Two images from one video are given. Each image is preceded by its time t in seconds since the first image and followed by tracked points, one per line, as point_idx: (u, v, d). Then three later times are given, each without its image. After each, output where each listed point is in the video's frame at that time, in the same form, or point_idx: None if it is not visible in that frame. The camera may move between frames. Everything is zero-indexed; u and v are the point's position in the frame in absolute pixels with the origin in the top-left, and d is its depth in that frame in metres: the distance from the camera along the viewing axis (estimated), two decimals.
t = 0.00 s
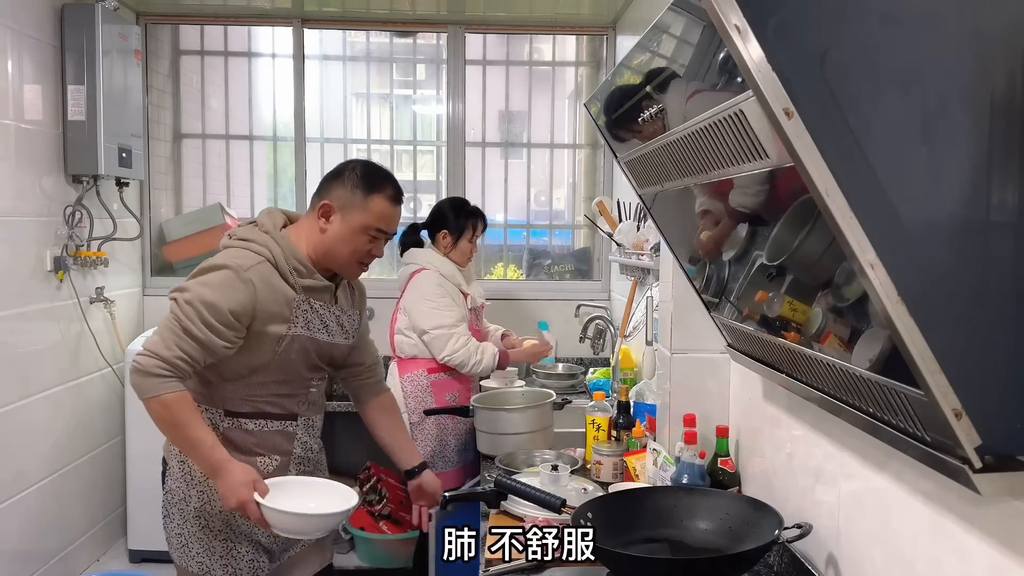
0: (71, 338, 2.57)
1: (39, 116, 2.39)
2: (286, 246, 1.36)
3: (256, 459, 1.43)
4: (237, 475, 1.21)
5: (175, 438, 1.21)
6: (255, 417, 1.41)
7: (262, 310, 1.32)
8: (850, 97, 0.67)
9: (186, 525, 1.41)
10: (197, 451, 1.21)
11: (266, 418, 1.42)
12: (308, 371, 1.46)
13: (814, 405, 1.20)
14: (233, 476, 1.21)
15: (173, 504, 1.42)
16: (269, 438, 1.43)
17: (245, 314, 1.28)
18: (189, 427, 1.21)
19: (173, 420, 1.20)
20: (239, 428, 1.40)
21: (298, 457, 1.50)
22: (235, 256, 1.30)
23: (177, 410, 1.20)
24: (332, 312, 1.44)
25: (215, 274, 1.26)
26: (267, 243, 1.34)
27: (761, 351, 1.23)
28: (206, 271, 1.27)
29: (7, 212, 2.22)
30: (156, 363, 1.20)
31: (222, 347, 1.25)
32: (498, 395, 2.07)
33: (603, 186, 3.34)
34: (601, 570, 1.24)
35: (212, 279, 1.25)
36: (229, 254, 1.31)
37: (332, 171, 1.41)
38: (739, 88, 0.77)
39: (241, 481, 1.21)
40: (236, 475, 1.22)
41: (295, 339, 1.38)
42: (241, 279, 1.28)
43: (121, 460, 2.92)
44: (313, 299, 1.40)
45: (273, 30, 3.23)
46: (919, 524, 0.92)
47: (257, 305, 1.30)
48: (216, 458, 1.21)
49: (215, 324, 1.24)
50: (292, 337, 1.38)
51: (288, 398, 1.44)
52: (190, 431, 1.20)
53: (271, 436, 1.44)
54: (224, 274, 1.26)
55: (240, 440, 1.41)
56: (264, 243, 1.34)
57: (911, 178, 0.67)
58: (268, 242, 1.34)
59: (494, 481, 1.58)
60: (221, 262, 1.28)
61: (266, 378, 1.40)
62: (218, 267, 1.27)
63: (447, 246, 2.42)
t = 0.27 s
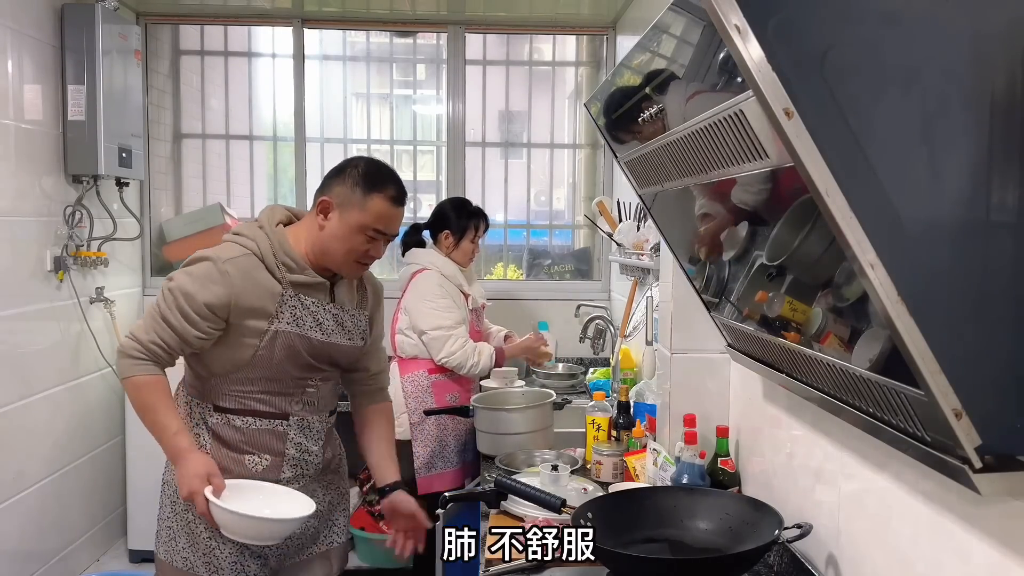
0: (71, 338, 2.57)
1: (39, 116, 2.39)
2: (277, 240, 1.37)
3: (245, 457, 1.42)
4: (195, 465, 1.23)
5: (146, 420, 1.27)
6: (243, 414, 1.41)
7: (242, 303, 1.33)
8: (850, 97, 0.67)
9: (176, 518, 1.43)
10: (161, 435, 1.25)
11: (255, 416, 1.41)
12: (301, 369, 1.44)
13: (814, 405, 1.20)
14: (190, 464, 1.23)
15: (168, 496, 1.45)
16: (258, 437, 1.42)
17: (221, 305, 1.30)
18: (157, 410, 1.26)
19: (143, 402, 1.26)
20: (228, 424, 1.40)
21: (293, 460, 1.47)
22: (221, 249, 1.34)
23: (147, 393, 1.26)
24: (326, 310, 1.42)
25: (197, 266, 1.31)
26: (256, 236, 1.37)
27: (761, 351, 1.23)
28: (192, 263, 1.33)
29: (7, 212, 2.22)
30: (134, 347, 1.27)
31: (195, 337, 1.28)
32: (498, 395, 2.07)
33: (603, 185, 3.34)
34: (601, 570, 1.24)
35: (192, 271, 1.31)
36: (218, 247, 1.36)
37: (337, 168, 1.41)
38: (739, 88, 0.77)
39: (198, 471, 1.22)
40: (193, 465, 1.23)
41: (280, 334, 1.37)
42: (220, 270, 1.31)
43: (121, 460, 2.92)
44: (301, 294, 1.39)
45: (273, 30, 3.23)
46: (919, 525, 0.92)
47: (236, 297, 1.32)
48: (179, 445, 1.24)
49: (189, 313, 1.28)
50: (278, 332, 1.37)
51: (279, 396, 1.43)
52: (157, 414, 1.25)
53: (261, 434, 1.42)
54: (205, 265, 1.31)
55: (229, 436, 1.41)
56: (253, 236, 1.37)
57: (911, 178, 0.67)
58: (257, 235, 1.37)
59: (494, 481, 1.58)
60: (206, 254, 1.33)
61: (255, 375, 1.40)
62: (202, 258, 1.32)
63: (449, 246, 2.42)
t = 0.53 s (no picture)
0: (71, 338, 2.57)
1: (39, 117, 2.39)
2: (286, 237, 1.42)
3: (224, 447, 1.46)
4: (163, 442, 1.28)
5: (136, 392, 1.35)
6: (225, 405, 1.44)
7: (232, 289, 1.37)
8: (850, 97, 0.67)
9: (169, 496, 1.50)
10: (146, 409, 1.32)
11: (236, 409, 1.44)
12: (284, 368, 1.44)
13: (814, 405, 1.20)
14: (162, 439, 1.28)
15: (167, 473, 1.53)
16: (239, 429, 1.45)
17: (212, 289, 1.35)
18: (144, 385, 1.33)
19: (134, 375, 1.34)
20: (211, 412, 1.45)
21: (272, 458, 1.48)
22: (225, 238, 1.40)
23: (141, 368, 1.34)
24: (317, 313, 1.42)
25: (199, 251, 1.38)
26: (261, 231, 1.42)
27: (761, 351, 1.23)
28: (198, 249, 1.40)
29: (7, 212, 2.22)
30: (136, 322, 1.36)
31: (186, 319, 1.34)
32: (498, 395, 2.07)
33: (603, 185, 3.34)
34: (601, 570, 1.24)
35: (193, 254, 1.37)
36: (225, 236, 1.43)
37: (356, 172, 1.39)
38: (739, 88, 0.77)
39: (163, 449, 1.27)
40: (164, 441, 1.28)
41: (262, 327, 1.40)
42: (217, 255, 1.36)
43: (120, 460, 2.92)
44: (295, 290, 1.41)
45: (273, 30, 3.23)
46: (919, 524, 0.92)
47: (229, 284, 1.37)
48: (156, 419, 1.31)
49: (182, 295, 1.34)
50: (262, 322, 1.40)
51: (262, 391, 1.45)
52: (143, 389, 1.32)
53: (240, 427, 1.45)
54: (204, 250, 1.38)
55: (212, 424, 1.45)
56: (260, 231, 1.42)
57: (911, 178, 0.67)
58: (263, 230, 1.42)
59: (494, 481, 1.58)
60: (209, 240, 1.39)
61: (236, 367, 1.43)
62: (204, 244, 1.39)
63: (450, 246, 2.41)
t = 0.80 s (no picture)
0: (71, 338, 2.57)
1: (39, 117, 2.39)
2: (281, 231, 1.43)
3: (227, 443, 1.45)
4: (157, 437, 1.26)
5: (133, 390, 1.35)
6: (226, 400, 1.44)
7: (230, 282, 1.37)
8: (850, 97, 0.67)
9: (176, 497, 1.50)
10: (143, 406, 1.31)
11: (237, 404, 1.44)
12: (286, 360, 1.44)
13: (814, 405, 1.20)
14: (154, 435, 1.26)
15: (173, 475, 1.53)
16: (240, 425, 1.45)
17: (209, 282, 1.35)
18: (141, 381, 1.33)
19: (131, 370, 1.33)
20: (212, 407, 1.44)
21: (275, 453, 1.48)
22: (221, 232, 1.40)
23: (138, 363, 1.34)
24: (317, 301, 1.42)
25: (194, 245, 1.38)
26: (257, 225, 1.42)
27: (761, 352, 1.23)
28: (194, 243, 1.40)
29: (7, 212, 2.22)
30: (133, 317, 1.36)
31: (184, 313, 1.34)
32: (498, 395, 2.07)
33: (603, 185, 3.34)
34: (601, 569, 1.24)
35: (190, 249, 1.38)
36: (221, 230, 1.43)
37: (345, 162, 1.42)
38: (739, 88, 0.77)
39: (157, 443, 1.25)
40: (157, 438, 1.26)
41: (263, 318, 1.40)
42: (213, 248, 1.37)
43: (120, 460, 2.92)
44: (294, 280, 1.41)
45: (273, 30, 3.23)
46: (919, 524, 0.92)
47: (226, 277, 1.37)
48: (151, 415, 1.30)
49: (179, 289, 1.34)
50: (261, 314, 1.40)
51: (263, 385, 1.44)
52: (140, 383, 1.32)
53: (242, 422, 1.45)
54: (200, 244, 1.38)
55: (213, 420, 1.45)
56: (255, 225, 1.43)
57: (910, 178, 0.67)
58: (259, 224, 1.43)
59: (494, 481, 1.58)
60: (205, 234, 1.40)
61: (237, 361, 1.43)
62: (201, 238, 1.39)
63: (451, 246, 2.42)
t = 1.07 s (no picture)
0: (71, 338, 2.57)
1: (39, 117, 2.39)
2: (281, 228, 1.43)
3: (239, 444, 1.44)
4: (186, 443, 1.24)
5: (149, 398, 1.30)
6: (237, 400, 1.42)
7: (243, 282, 1.37)
8: (850, 97, 0.67)
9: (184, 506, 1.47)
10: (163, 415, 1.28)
11: (250, 403, 1.43)
12: (297, 356, 1.45)
13: (814, 405, 1.20)
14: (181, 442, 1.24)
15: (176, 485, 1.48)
16: (252, 424, 1.44)
17: (223, 283, 1.34)
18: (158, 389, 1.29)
19: (145, 379, 1.29)
20: (223, 408, 1.42)
21: (287, 449, 1.48)
22: (225, 233, 1.39)
23: (150, 371, 1.30)
24: (326, 296, 1.44)
25: (201, 248, 1.36)
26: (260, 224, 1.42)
27: (761, 352, 1.23)
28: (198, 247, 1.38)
29: (7, 212, 2.22)
30: (140, 325, 1.31)
31: (198, 316, 1.32)
32: (497, 395, 2.07)
33: (603, 185, 3.34)
34: (601, 570, 1.24)
35: (197, 252, 1.35)
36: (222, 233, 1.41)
37: (338, 158, 1.47)
38: (739, 88, 0.77)
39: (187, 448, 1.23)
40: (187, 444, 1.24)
41: (276, 316, 1.40)
42: (223, 249, 1.35)
43: (120, 460, 2.92)
44: (302, 276, 1.43)
45: (273, 29, 3.23)
46: (919, 524, 0.92)
47: (237, 277, 1.36)
48: (174, 421, 1.26)
49: (192, 293, 1.32)
50: (275, 312, 1.39)
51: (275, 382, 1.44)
52: (157, 391, 1.28)
53: (255, 421, 1.44)
54: (208, 246, 1.36)
55: (223, 421, 1.43)
56: (257, 224, 1.42)
57: (910, 178, 0.67)
58: (262, 223, 1.42)
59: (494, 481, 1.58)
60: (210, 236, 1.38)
61: (249, 359, 1.42)
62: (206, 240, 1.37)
63: (451, 245, 2.42)
